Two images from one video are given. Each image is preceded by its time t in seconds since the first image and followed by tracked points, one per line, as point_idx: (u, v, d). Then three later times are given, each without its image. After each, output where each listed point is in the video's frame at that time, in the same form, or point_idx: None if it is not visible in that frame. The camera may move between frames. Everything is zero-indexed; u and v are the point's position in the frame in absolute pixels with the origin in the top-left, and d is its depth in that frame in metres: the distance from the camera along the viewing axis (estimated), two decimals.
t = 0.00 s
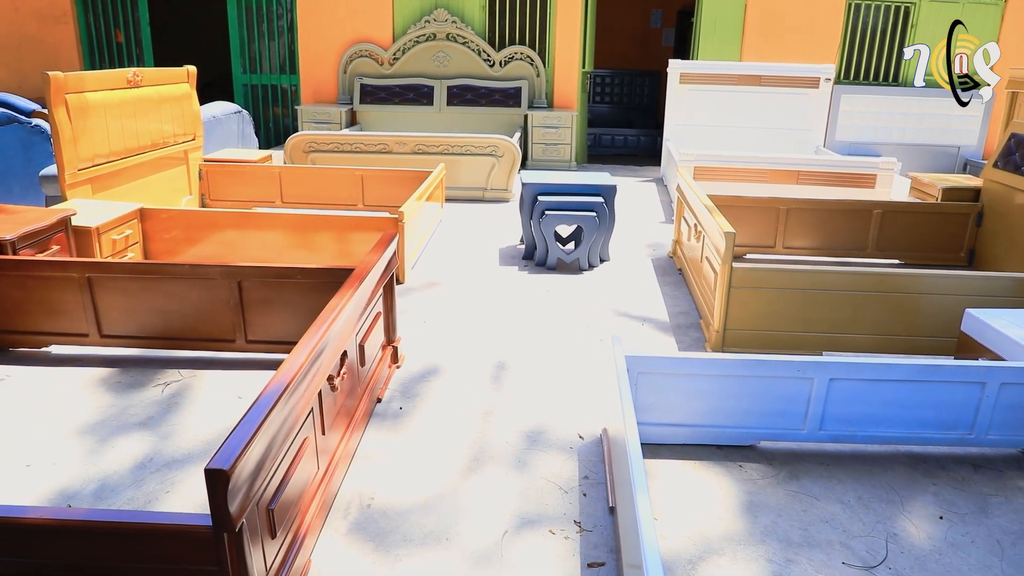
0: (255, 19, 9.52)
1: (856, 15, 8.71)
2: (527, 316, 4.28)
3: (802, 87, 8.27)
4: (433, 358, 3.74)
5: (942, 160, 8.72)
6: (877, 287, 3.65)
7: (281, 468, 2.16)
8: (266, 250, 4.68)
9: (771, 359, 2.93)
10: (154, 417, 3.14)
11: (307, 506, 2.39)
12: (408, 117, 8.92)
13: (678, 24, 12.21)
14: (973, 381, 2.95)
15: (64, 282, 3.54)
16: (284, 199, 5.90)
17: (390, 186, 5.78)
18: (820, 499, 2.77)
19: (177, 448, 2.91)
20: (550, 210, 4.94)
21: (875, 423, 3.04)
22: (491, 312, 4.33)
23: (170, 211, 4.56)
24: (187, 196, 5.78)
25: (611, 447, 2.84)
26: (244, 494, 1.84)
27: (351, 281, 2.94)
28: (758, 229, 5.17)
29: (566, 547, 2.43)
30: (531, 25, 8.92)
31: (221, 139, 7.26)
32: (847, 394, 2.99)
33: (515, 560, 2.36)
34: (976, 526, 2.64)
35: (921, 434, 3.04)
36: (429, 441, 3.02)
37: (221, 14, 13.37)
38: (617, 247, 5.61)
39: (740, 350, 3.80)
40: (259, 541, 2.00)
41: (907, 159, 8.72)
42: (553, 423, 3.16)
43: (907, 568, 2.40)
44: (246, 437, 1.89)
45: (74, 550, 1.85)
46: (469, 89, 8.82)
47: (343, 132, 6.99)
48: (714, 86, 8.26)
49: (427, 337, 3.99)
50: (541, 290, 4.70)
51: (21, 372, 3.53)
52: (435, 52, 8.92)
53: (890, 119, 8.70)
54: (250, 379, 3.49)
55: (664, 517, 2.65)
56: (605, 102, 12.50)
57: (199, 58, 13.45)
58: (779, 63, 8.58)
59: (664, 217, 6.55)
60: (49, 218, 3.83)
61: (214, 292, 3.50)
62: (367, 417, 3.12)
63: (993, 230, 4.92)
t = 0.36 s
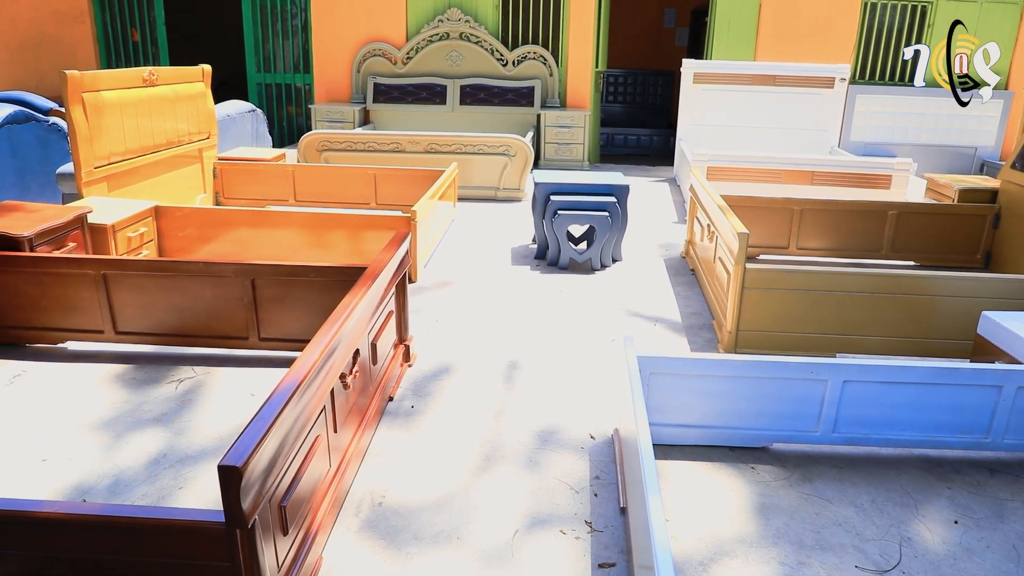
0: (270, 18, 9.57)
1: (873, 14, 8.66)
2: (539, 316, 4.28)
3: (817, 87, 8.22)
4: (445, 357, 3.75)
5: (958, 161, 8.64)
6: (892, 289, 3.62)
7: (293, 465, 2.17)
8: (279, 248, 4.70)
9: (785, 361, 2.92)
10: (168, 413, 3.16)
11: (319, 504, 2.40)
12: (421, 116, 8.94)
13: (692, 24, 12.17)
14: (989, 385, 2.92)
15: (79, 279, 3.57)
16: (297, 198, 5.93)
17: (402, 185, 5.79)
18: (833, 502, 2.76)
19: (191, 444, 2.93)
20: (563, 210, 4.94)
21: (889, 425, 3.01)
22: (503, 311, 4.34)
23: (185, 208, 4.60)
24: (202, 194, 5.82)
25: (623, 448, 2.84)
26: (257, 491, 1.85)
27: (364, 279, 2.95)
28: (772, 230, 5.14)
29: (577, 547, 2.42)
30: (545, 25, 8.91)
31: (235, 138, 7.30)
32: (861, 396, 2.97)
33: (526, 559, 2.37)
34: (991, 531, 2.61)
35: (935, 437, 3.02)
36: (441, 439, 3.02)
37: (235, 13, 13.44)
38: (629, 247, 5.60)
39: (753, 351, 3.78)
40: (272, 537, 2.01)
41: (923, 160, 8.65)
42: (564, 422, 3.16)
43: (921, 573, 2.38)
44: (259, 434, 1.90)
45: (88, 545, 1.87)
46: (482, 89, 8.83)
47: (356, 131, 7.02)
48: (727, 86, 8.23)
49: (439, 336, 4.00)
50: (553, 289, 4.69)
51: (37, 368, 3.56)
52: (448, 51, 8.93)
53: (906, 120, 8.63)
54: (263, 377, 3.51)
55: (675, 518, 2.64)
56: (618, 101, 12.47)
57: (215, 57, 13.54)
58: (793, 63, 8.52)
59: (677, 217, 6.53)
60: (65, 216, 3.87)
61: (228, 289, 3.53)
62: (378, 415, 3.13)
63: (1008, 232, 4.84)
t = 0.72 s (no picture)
0: (286, 19, 9.63)
1: (890, 15, 8.65)
2: (553, 317, 4.28)
3: (834, 89, 8.16)
4: (459, 357, 3.76)
5: (978, 164, 8.55)
6: (909, 293, 3.59)
7: (307, 463, 2.18)
8: (295, 248, 4.74)
9: (800, 364, 2.90)
10: (183, 411, 3.19)
11: (332, 502, 2.41)
12: (435, 117, 8.96)
13: (708, 25, 12.12)
14: (1007, 390, 2.89)
15: (98, 277, 3.62)
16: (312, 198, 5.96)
17: (417, 185, 5.81)
18: (848, 507, 2.73)
19: (207, 441, 2.96)
20: (577, 211, 4.95)
21: (905, 430, 2.99)
22: (516, 312, 4.34)
23: (202, 208, 4.64)
24: (218, 194, 5.87)
25: (636, 449, 2.83)
26: (271, 489, 1.86)
27: (379, 279, 2.96)
28: (788, 232, 5.12)
29: (589, 548, 2.42)
30: (560, 25, 8.92)
31: (252, 138, 7.36)
32: (876, 400, 2.94)
33: (538, 560, 2.37)
34: (1009, 538, 2.58)
35: (952, 443, 2.99)
36: (454, 439, 3.03)
37: (251, 14, 13.54)
38: (644, 249, 5.58)
39: (768, 354, 3.76)
40: (285, 534, 2.03)
41: (942, 162, 8.57)
42: (578, 423, 3.16)
43: None
44: (274, 433, 1.91)
45: (105, 540, 1.89)
46: (497, 90, 8.84)
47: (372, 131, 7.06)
48: (743, 88, 8.19)
49: (453, 336, 4.01)
50: (567, 291, 4.69)
51: (56, 365, 3.61)
52: (463, 52, 8.95)
53: (925, 122, 8.56)
54: (278, 376, 3.53)
55: (688, 521, 2.63)
56: (633, 103, 12.44)
57: (232, 58, 13.66)
58: (810, 64, 8.47)
59: (692, 219, 6.51)
60: (85, 215, 3.92)
61: (244, 288, 3.55)
62: (392, 414, 3.14)
63: None
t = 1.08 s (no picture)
0: (301, 21, 9.70)
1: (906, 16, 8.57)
2: (565, 318, 4.28)
3: (850, 90, 8.10)
4: (471, 358, 3.77)
5: (996, 166, 8.46)
6: (924, 296, 3.56)
7: (320, 462, 2.20)
8: (308, 249, 4.76)
9: (813, 367, 2.88)
10: (198, 410, 3.22)
11: (345, 502, 2.43)
12: (448, 119, 8.98)
13: (722, 27, 12.08)
14: None
15: (114, 277, 3.66)
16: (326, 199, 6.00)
17: (430, 187, 5.82)
18: (862, 511, 2.71)
19: (221, 440, 2.99)
20: (590, 213, 4.95)
21: (921, 435, 2.96)
22: (529, 313, 4.34)
23: (217, 208, 4.68)
24: (233, 195, 5.92)
25: (648, 452, 2.83)
26: (284, 488, 1.88)
27: (392, 280, 2.97)
28: (802, 234, 5.09)
29: (600, 550, 2.42)
30: (573, 27, 8.91)
31: (267, 139, 7.41)
32: (891, 404, 2.92)
33: (549, 562, 2.36)
34: None
35: (969, 448, 2.95)
36: (466, 440, 3.04)
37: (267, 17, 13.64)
38: (657, 251, 5.57)
39: (782, 357, 3.73)
40: (298, 534, 2.04)
41: (959, 164, 8.48)
42: (589, 425, 3.16)
43: None
44: (287, 432, 1.93)
45: (120, 537, 1.91)
46: (510, 92, 8.85)
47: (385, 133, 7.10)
48: (758, 89, 8.15)
49: (465, 337, 4.01)
50: (580, 292, 4.69)
51: (73, 363, 3.65)
52: (477, 54, 8.97)
53: (942, 124, 8.48)
54: (292, 376, 3.55)
55: (700, 524, 2.62)
56: (647, 104, 12.41)
57: (248, 60, 13.76)
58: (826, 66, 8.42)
59: (705, 221, 6.48)
60: (102, 215, 3.97)
61: (258, 289, 3.58)
62: (404, 414, 3.15)
63: None
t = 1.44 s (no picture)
0: (318, 20, 9.74)
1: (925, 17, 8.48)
2: (579, 318, 4.27)
3: (868, 91, 8.03)
4: (484, 357, 3.77)
5: (1017, 168, 8.35)
6: (941, 300, 3.53)
7: (334, 460, 2.21)
8: (323, 247, 4.78)
9: (829, 370, 2.87)
10: (213, 406, 3.24)
11: (358, 500, 2.44)
12: (463, 118, 8.99)
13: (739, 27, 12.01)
14: None
15: (132, 274, 3.69)
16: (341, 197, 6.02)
17: (444, 186, 5.82)
18: (877, 516, 2.69)
19: (236, 436, 3.01)
20: (604, 213, 4.94)
21: (937, 439, 2.93)
22: (542, 313, 4.34)
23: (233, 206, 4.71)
24: (249, 193, 5.96)
25: (661, 454, 2.82)
26: (299, 485, 1.89)
27: (407, 279, 2.99)
28: (818, 236, 5.06)
29: (613, 551, 2.41)
30: (589, 27, 8.90)
31: (283, 138, 7.45)
32: (908, 409, 2.89)
33: (561, 562, 2.36)
34: None
35: (987, 453, 2.92)
36: (479, 439, 3.04)
37: (284, 16, 13.72)
38: (671, 252, 5.54)
39: (797, 360, 3.71)
40: (312, 530, 2.05)
41: (978, 166, 8.37)
42: (602, 426, 3.15)
43: None
44: (302, 430, 1.94)
45: (136, 531, 1.92)
46: (525, 91, 8.85)
47: (400, 132, 7.12)
48: (775, 90, 8.09)
49: (479, 336, 4.01)
50: (594, 293, 4.68)
51: (91, 359, 3.69)
52: (492, 53, 8.98)
53: (960, 125, 8.40)
54: (306, 373, 3.57)
55: (713, 526, 2.61)
56: (662, 105, 12.36)
57: (264, 59, 13.85)
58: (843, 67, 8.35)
59: (721, 222, 6.45)
60: (120, 212, 4.01)
61: (273, 287, 3.60)
62: (418, 413, 3.16)
63: None
